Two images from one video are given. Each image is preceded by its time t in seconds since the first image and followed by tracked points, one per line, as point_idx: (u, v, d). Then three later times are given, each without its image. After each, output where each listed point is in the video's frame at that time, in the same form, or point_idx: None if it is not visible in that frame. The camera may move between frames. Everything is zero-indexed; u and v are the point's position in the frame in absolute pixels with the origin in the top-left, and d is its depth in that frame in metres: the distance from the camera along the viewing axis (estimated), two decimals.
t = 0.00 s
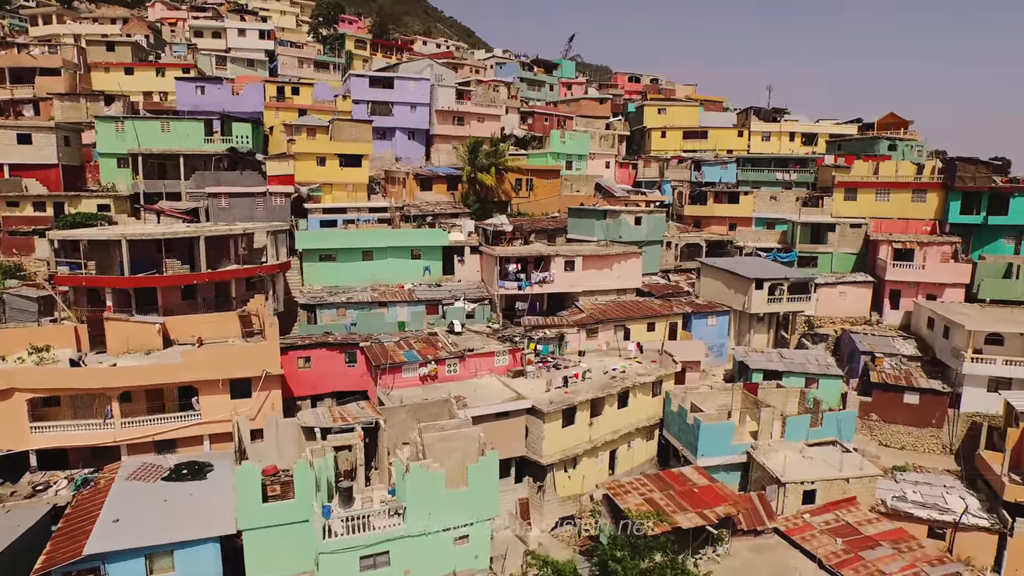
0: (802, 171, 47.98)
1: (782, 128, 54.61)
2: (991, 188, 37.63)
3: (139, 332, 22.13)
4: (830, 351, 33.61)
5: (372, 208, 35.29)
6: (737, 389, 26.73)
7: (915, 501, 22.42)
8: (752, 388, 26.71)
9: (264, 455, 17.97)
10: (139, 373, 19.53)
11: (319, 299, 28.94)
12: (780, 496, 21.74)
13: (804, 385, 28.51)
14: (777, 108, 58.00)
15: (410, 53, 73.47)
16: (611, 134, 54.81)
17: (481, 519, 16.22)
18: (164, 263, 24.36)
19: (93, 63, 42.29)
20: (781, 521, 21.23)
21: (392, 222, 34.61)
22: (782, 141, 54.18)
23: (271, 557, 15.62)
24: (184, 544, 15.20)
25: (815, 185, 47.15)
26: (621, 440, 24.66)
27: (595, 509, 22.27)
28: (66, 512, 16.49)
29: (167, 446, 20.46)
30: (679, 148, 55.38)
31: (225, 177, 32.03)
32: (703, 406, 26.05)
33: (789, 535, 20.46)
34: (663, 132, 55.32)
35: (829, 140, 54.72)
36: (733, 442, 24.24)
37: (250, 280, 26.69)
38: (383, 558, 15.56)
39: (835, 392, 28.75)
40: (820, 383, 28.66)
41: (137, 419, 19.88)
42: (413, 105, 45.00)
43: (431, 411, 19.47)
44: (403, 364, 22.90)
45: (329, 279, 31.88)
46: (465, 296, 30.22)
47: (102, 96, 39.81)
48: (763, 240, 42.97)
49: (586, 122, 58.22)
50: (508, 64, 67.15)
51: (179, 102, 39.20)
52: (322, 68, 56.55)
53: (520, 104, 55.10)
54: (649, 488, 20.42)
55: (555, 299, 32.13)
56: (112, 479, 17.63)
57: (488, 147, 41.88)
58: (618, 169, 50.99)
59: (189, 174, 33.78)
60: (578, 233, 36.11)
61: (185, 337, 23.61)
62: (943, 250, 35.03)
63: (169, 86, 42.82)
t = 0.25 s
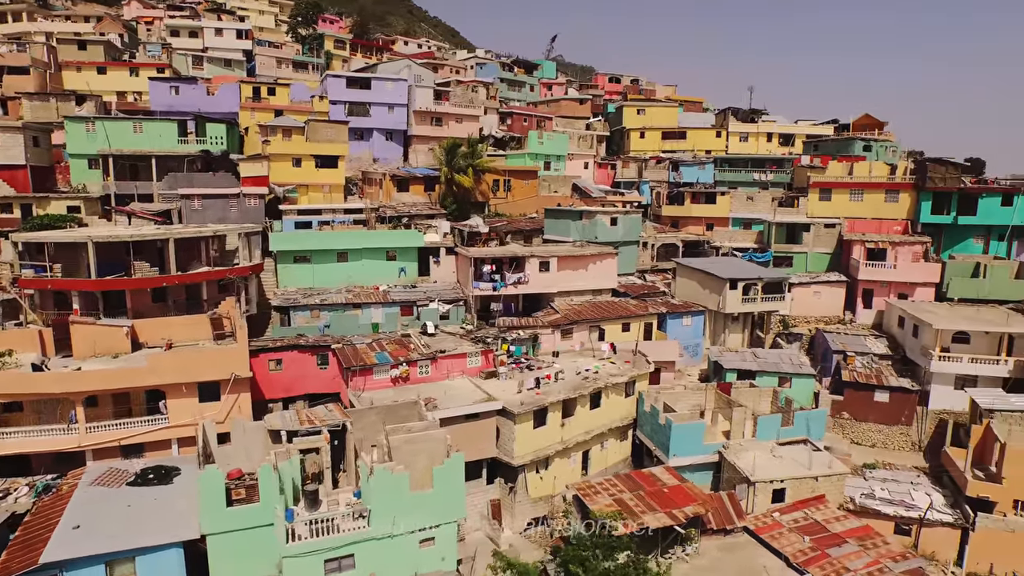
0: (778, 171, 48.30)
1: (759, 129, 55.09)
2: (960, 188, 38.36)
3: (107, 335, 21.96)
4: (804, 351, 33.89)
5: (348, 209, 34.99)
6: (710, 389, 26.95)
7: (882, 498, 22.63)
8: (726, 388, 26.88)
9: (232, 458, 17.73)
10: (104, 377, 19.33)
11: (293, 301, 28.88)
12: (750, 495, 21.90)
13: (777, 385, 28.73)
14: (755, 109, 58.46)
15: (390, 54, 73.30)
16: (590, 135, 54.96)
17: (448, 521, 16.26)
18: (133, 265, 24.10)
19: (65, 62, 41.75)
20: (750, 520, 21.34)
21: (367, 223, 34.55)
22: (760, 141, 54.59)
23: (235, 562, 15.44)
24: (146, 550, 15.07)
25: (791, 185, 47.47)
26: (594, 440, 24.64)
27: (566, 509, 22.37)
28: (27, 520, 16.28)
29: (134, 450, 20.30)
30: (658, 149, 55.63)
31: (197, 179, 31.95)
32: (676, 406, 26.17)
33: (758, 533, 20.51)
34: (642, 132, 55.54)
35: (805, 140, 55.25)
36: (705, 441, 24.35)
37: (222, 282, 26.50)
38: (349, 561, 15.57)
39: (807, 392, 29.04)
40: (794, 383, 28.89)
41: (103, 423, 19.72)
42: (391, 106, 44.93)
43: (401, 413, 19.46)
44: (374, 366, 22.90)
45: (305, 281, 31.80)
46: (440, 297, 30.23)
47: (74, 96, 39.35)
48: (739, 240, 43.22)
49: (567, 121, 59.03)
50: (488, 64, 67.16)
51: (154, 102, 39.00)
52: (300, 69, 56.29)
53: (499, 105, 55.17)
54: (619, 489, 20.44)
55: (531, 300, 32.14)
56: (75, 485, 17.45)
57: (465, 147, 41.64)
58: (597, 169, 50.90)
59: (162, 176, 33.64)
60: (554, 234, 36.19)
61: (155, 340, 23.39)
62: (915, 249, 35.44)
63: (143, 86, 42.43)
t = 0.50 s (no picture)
0: (760, 171, 48.48)
1: (742, 129, 55.33)
2: (937, 188, 38.72)
3: (79, 338, 21.82)
4: (783, 350, 34.13)
5: (327, 210, 34.77)
6: (688, 390, 27.01)
7: (856, 497, 22.85)
8: (703, 388, 26.95)
9: (203, 461, 17.80)
10: (74, 381, 19.22)
11: (270, 303, 28.78)
12: (724, 495, 22.01)
13: (754, 384, 28.87)
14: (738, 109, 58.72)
15: (375, 54, 73.12)
16: (573, 135, 55.04)
17: (416, 523, 16.29)
18: (106, 268, 23.98)
19: (42, 62, 41.35)
20: (724, 520, 21.39)
21: (346, 224, 34.51)
22: (742, 142, 54.81)
23: (203, 565, 15.51)
24: (113, 554, 15.01)
25: (773, 186, 47.57)
26: (570, 441, 24.62)
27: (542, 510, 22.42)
28: None
29: (105, 454, 20.16)
30: (641, 149, 55.79)
31: (174, 180, 31.74)
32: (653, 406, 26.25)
33: (731, 533, 20.55)
34: (626, 133, 55.66)
35: (787, 141, 55.57)
36: (681, 441, 24.31)
37: (198, 284, 26.35)
38: (317, 564, 15.57)
39: (785, 391, 29.03)
40: (771, 383, 28.92)
41: (73, 427, 19.53)
42: (373, 107, 44.73)
43: (373, 415, 19.45)
44: (349, 368, 23.04)
45: (284, 283, 31.79)
46: (419, 298, 30.31)
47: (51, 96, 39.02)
48: (720, 240, 43.37)
49: (551, 121, 59.41)
50: (473, 64, 67.06)
51: (132, 103, 38.79)
52: (284, 69, 56.15)
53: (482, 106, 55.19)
54: (592, 490, 20.47)
55: (511, 301, 32.08)
56: (42, 490, 17.32)
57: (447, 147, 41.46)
58: (580, 171, 51.06)
59: (139, 177, 33.54)
60: (535, 234, 36.23)
61: (128, 343, 23.16)
62: (893, 249, 36.05)
63: (122, 86, 42.14)
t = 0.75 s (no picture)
0: (743, 171, 48.32)
1: (726, 129, 55.52)
2: (915, 189, 38.98)
3: (51, 341, 21.71)
4: (763, 350, 34.05)
5: (307, 211, 35.10)
6: (666, 390, 27.04)
7: (830, 495, 23.02)
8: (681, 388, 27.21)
9: (173, 465, 17.71)
10: (44, 384, 19.14)
11: (249, 304, 28.70)
12: (698, 495, 21.93)
13: (732, 384, 28.97)
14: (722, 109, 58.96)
15: (361, 54, 73.00)
16: (557, 136, 55.11)
17: (385, 524, 16.31)
18: (80, 270, 23.91)
19: (20, 62, 41.05)
20: (698, 520, 21.35)
21: (327, 225, 34.49)
22: (726, 142, 55.00)
23: (170, 569, 15.27)
24: (78, 558, 14.81)
25: (755, 186, 47.76)
26: (547, 442, 24.61)
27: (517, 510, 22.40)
28: None
29: (76, 457, 20.03)
30: (625, 149, 55.94)
31: (152, 181, 31.61)
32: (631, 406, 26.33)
33: (705, 532, 20.58)
34: (610, 133, 55.75)
35: (771, 141, 55.83)
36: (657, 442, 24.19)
37: (174, 285, 26.23)
38: (285, 566, 15.57)
39: (762, 391, 29.26)
40: (749, 382, 29.18)
41: (42, 431, 19.32)
42: (355, 107, 44.74)
43: (346, 416, 19.47)
44: (324, 369, 23.13)
45: (263, 284, 31.69)
46: (398, 299, 30.37)
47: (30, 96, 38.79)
48: (702, 240, 43.42)
49: (536, 122, 59.56)
50: (459, 65, 67.00)
51: (112, 103, 38.61)
52: (268, 69, 56.05)
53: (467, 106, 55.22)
54: (565, 491, 20.51)
55: (491, 301, 32.12)
56: (9, 495, 17.15)
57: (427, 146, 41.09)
58: (565, 171, 50.46)
59: (116, 178, 33.27)
60: (517, 234, 36.30)
61: (102, 345, 23.03)
62: (871, 249, 35.73)
63: (103, 86, 41.93)
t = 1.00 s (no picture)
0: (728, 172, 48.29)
1: (712, 130, 55.66)
2: (897, 189, 39.35)
3: (26, 343, 21.66)
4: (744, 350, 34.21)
5: (290, 212, 34.97)
6: (646, 390, 27.07)
7: (806, 495, 23.13)
8: (662, 389, 27.24)
9: (145, 467, 17.69)
10: (17, 387, 19.11)
11: (229, 306, 28.66)
12: (674, 495, 21.88)
13: (713, 384, 29.00)
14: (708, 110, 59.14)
15: (349, 54, 72.90)
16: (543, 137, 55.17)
17: (356, 526, 16.41)
18: (56, 273, 23.87)
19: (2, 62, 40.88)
20: (674, 520, 21.34)
21: (309, 226, 34.53)
22: (712, 142, 55.17)
23: (140, 574, 14.93)
24: (46, 562, 14.43)
25: (740, 186, 47.72)
26: (525, 442, 24.64)
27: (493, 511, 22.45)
28: None
29: (49, 460, 19.99)
30: (612, 150, 56.04)
31: (132, 182, 31.52)
32: (610, 407, 26.45)
33: (680, 532, 20.63)
34: (597, 133, 55.82)
35: (756, 141, 56.03)
36: (636, 442, 24.14)
37: (153, 287, 26.16)
38: (255, 567, 15.59)
39: (742, 391, 29.27)
40: (729, 383, 29.15)
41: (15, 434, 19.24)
42: (340, 108, 44.69)
43: (320, 418, 19.52)
44: (302, 371, 23.15)
45: (244, 286, 31.62)
46: (380, 300, 30.41)
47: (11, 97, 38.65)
48: (687, 240, 43.37)
49: (524, 122, 59.60)
50: (446, 65, 66.96)
51: (94, 104, 38.51)
52: (254, 70, 55.99)
53: (453, 107, 55.24)
54: (540, 491, 20.54)
55: (473, 302, 32.20)
56: None
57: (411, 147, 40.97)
58: (551, 171, 50.80)
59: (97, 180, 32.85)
60: (500, 235, 36.32)
61: (78, 347, 22.98)
62: (853, 249, 36.06)
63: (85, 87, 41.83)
